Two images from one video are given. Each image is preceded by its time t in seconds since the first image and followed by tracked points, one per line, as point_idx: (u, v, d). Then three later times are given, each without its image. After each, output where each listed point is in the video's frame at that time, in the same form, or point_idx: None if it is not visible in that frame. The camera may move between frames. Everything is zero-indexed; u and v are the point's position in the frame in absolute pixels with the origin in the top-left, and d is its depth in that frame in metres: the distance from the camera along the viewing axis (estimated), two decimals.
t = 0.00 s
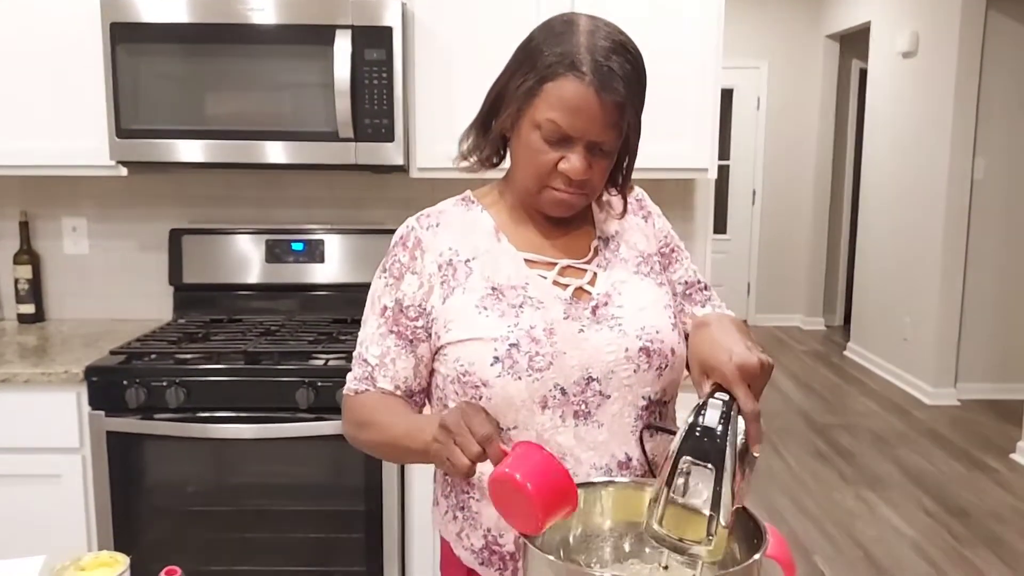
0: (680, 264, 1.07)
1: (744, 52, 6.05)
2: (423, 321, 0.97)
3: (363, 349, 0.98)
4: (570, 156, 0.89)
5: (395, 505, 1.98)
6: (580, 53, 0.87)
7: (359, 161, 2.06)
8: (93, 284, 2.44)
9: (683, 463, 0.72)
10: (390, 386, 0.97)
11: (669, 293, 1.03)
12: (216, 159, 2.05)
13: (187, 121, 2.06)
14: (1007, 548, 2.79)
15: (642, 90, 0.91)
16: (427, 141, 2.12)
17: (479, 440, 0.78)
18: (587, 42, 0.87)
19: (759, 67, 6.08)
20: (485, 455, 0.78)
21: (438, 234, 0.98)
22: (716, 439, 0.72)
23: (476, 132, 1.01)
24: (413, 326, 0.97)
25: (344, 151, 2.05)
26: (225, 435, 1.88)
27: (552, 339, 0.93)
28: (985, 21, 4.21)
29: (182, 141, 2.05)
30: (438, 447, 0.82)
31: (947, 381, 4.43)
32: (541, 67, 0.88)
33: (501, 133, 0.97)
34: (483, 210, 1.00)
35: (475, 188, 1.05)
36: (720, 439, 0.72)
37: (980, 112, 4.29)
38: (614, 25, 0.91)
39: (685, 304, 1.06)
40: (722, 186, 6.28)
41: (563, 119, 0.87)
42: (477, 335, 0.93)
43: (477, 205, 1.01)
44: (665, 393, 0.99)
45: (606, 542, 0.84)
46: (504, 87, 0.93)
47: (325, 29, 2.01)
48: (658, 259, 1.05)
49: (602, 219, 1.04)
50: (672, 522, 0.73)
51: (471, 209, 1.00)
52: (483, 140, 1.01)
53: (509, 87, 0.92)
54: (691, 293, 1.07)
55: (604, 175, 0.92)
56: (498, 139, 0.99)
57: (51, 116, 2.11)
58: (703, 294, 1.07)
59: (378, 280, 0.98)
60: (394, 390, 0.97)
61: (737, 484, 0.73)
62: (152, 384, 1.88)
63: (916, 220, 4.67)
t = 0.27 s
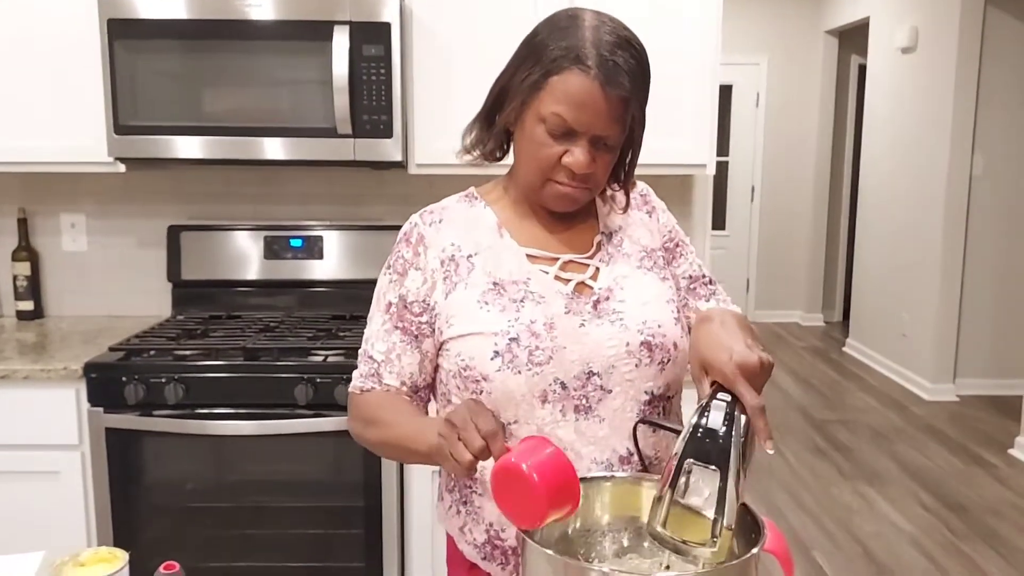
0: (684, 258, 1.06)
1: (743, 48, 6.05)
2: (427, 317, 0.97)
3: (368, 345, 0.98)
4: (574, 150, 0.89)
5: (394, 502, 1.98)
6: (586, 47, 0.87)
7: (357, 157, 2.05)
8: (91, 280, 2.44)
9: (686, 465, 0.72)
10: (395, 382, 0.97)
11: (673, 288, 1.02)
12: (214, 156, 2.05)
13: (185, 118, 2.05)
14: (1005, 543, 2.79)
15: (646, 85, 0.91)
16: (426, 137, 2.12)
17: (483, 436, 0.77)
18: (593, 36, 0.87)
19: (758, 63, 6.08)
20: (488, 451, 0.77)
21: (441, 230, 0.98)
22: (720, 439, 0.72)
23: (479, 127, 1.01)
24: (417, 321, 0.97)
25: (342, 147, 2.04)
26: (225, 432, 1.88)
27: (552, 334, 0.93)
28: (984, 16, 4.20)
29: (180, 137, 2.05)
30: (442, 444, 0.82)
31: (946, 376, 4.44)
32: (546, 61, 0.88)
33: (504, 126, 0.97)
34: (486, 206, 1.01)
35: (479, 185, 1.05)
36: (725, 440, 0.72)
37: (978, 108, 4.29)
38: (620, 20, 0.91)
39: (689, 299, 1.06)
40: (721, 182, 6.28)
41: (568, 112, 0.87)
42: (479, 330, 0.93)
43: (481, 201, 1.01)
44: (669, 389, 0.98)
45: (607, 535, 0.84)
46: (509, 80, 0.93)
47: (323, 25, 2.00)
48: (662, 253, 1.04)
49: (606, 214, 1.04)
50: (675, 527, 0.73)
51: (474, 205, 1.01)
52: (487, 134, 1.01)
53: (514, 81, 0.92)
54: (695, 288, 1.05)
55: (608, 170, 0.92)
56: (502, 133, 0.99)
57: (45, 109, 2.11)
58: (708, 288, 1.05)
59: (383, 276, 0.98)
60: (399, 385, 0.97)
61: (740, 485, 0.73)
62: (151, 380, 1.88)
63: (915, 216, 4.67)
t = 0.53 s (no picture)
0: (687, 255, 1.06)
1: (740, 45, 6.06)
2: (431, 312, 0.97)
3: (370, 340, 0.97)
4: (580, 145, 0.89)
5: (393, 499, 1.98)
6: (595, 43, 0.87)
7: (355, 154, 2.05)
8: (89, 278, 2.44)
9: (685, 460, 0.72)
10: (398, 377, 0.96)
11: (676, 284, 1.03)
12: (212, 153, 2.05)
13: (183, 115, 2.05)
14: (1001, 538, 2.80)
15: (653, 84, 0.91)
16: (423, 134, 2.12)
17: (482, 423, 0.78)
18: (603, 33, 0.88)
19: (756, 61, 6.08)
20: (487, 440, 0.78)
21: (445, 226, 0.98)
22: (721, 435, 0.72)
23: (485, 122, 1.01)
24: (421, 317, 0.97)
25: (340, 144, 2.05)
26: (224, 429, 1.89)
27: (555, 330, 0.93)
28: (981, 13, 4.21)
29: (177, 134, 2.05)
30: (439, 440, 0.82)
31: (943, 373, 4.45)
32: (555, 56, 0.88)
33: (511, 121, 0.97)
34: (490, 201, 1.01)
35: (483, 180, 1.05)
36: (726, 437, 0.72)
37: (976, 105, 4.29)
38: (628, 19, 0.91)
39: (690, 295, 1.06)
40: (718, 179, 6.29)
41: (577, 107, 0.87)
42: (481, 325, 0.93)
43: (484, 197, 1.01)
44: (671, 384, 0.98)
45: (606, 530, 0.85)
46: (517, 76, 0.93)
47: (321, 22, 2.01)
48: (665, 250, 1.04)
49: (610, 210, 1.04)
50: (672, 524, 0.72)
51: (478, 202, 1.01)
52: (493, 129, 1.01)
53: (522, 76, 0.92)
54: (697, 284, 1.06)
55: (613, 166, 0.92)
56: (508, 128, 0.99)
57: (43, 107, 2.11)
58: (710, 284, 1.06)
59: (386, 272, 0.98)
60: (402, 381, 0.96)
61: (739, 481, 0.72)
62: (150, 377, 1.88)
63: (912, 212, 4.68)
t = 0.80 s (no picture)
0: (686, 251, 1.06)
1: (737, 42, 6.06)
2: (432, 310, 0.97)
3: (369, 336, 0.97)
4: (583, 143, 0.89)
5: (390, 496, 1.99)
6: (601, 41, 0.87)
7: (351, 152, 2.05)
8: (85, 276, 2.44)
9: (682, 459, 0.72)
10: (397, 374, 0.96)
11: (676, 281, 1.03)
12: (208, 151, 2.05)
13: (178, 113, 2.05)
14: (998, 533, 2.81)
15: (657, 82, 0.91)
16: (420, 132, 2.12)
17: (495, 422, 0.77)
18: (608, 31, 0.88)
19: (753, 58, 6.08)
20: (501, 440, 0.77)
21: (445, 224, 0.98)
22: (717, 434, 0.71)
23: (486, 117, 1.01)
24: (421, 314, 0.97)
25: (336, 142, 2.04)
26: (221, 427, 1.89)
27: (556, 328, 0.93)
28: (977, 9, 4.21)
29: (173, 133, 2.04)
30: (445, 439, 0.81)
31: (939, 369, 4.46)
32: (560, 53, 0.88)
33: (513, 117, 0.97)
34: (490, 199, 1.01)
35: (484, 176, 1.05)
36: (722, 436, 0.71)
37: (972, 102, 4.30)
38: (634, 17, 0.91)
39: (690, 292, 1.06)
40: (715, 177, 6.29)
41: (581, 105, 0.87)
42: (482, 323, 0.93)
43: (485, 195, 1.01)
44: (672, 381, 0.98)
45: (602, 526, 0.85)
46: (520, 72, 0.93)
47: (316, 20, 2.00)
48: (664, 246, 1.04)
49: (610, 207, 1.04)
50: (669, 522, 0.72)
51: (478, 199, 1.01)
52: (494, 125, 1.01)
53: (525, 72, 0.92)
54: (697, 280, 1.06)
55: (615, 165, 0.92)
56: (510, 125, 0.99)
57: (39, 105, 2.11)
58: (709, 281, 1.06)
59: (387, 269, 0.98)
60: (401, 377, 0.96)
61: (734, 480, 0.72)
62: (146, 375, 1.88)
63: (909, 209, 4.68)
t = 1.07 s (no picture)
0: (686, 250, 1.07)
1: (735, 41, 6.07)
2: (433, 307, 0.98)
3: (369, 333, 0.97)
4: (582, 143, 0.89)
5: (389, 495, 1.99)
6: (601, 42, 0.87)
7: (349, 151, 2.06)
8: (84, 275, 2.44)
9: (680, 458, 0.72)
10: (397, 370, 0.96)
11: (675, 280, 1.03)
12: (206, 150, 2.05)
13: (176, 111, 2.05)
14: (994, 531, 2.82)
15: (656, 83, 0.92)
16: (418, 131, 2.12)
17: (502, 424, 0.78)
18: (608, 32, 0.88)
19: (750, 57, 6.09)
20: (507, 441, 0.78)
21: (447, 222, 0.99)
22: (714, 434, 0.72)
23: (486, 116, 1.02)
24: (422, 311, 0.97)
25: (334, 141, 2.05)
26: (219, 425, 1.89)
27: (556, 327, 0.94)
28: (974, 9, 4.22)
29: (171, 131, 2.05)
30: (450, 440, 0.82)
31: (936, 368, 4.47)
32: (560, 53, 0.88)
33: (513, 116, 0.97)
34: (491, 198, 1.01)
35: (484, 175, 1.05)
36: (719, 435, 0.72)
37: (969, 101, 4.31)
38: (634, 17, 0.92)
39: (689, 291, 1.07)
40: (713, 176, 6.30)
41: (580, 105, 0.87)
42: (483, 322, 0.94)
43: (485, 193, 1.02)
44: (671, 381, 0.99)
45: (598, 521, 0.85)
46: (519, 72, 0.93)
47: (314, 19, 2.01)
48: (664, 246, 1.05)
49: (610, 207, 1.04)
50: (666, 521, 0.72)
51: (479, 198, 1.01)
52: (494, 124, 1.01)
53: (525, 72, 0.92)
54: (696, 279, 1.06)
55: (614, 164, 0.93)
56: (510, 124, 0.99)
57: (37, 103, 2.11)
58: (708, 279, 1.06)
59: (387, 265, 0.98)
60: (401, 374, 0.96)
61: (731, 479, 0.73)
62: (145, 373, 1.88)
63: (906, 208, 4.69)
